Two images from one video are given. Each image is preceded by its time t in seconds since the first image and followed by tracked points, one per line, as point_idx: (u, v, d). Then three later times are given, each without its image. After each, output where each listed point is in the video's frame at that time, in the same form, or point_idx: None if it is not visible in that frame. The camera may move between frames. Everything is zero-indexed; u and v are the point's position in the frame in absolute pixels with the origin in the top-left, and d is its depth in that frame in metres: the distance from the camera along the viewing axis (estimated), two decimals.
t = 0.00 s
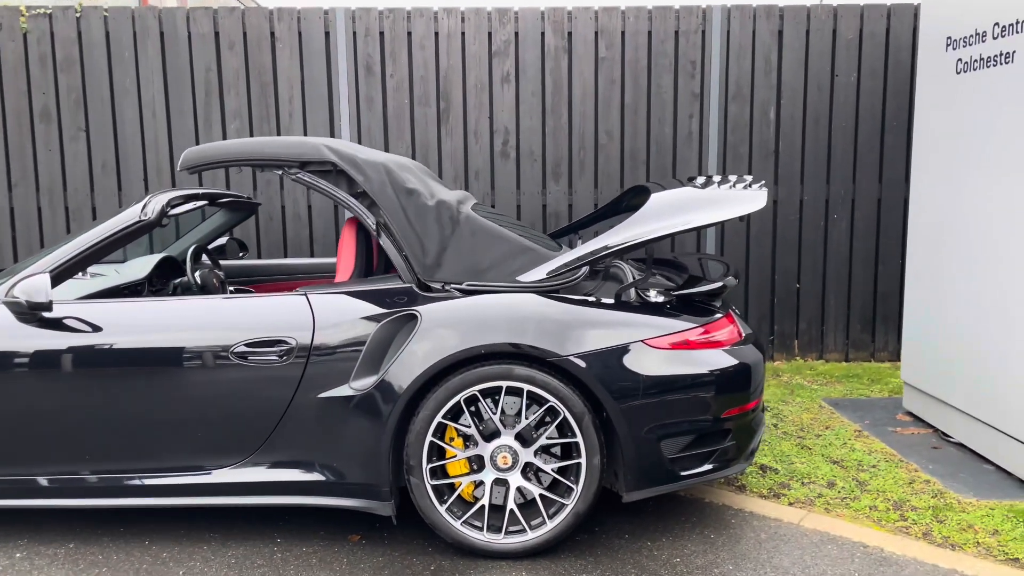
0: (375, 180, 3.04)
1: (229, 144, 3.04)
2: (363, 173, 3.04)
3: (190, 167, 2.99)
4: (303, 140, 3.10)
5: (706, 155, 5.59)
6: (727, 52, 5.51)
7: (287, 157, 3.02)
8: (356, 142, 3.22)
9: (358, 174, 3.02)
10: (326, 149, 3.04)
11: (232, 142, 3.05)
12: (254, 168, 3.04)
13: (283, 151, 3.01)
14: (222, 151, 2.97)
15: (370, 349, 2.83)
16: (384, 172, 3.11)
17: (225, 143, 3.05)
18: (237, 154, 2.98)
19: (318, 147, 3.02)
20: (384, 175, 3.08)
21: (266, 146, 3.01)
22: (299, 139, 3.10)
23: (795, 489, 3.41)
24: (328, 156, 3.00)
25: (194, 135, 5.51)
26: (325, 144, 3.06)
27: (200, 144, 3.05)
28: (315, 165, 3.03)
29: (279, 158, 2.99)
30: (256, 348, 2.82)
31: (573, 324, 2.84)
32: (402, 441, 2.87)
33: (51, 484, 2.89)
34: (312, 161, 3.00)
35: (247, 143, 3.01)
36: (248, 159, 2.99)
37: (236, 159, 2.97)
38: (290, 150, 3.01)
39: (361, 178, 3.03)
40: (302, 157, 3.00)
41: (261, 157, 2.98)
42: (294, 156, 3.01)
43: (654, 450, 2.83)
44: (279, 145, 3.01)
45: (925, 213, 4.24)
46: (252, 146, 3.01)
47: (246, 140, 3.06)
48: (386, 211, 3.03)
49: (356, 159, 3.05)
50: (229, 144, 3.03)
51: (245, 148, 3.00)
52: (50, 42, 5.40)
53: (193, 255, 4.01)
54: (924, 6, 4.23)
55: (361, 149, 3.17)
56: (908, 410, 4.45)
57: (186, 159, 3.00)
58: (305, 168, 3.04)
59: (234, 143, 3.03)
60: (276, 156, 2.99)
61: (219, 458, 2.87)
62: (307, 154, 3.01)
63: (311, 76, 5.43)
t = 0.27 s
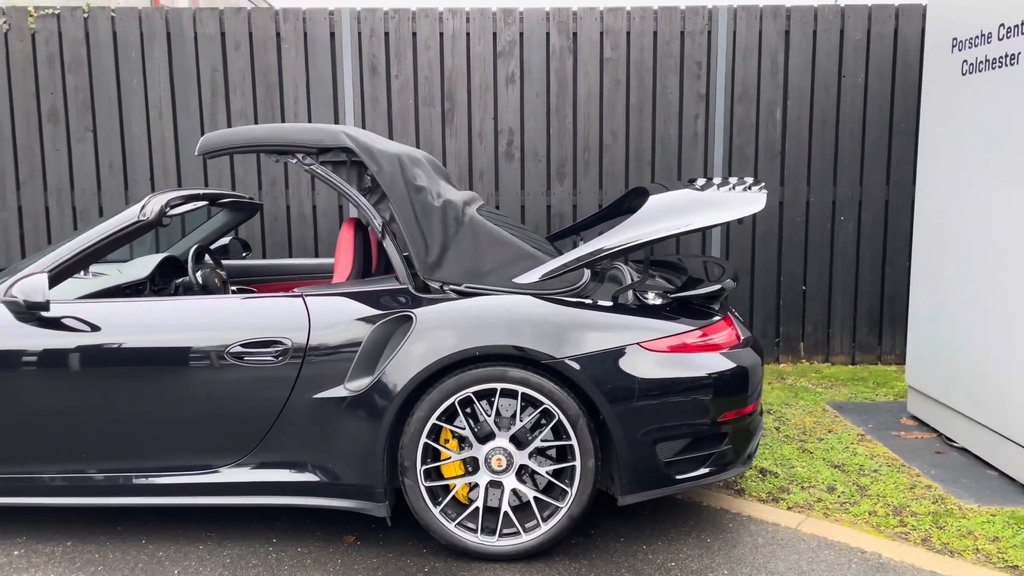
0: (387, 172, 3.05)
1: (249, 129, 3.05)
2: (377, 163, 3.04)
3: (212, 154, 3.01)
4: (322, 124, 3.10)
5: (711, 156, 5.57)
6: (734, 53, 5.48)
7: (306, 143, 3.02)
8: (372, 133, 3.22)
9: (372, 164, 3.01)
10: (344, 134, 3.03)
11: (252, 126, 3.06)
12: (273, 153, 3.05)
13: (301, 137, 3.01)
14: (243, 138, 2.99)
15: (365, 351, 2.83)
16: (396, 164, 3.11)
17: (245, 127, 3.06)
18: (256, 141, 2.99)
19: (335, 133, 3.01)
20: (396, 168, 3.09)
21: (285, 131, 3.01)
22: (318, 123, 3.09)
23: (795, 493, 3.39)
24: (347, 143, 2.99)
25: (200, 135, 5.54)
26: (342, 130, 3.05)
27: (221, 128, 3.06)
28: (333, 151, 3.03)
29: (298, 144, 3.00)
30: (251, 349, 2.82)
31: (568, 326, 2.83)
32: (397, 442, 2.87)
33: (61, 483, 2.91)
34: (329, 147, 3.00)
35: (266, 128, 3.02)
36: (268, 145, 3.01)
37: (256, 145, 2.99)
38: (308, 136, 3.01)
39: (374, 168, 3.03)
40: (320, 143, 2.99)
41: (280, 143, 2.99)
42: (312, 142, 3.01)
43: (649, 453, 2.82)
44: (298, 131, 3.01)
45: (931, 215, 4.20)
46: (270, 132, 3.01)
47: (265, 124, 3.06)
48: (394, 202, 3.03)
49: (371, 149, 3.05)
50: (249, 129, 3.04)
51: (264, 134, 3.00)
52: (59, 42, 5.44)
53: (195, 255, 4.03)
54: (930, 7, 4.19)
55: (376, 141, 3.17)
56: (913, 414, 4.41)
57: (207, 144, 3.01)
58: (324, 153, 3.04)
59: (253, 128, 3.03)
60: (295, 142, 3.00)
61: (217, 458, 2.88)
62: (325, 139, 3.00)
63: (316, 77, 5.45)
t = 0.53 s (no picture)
0: (407, 168, 3.05)
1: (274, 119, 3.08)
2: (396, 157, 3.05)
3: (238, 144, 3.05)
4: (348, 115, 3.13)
5: (721, 159, 5.54)
6: (744, 55, 5.45)
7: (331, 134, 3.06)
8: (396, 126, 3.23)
9: (393, 158, 3.02)
10: (369, 125, 3.05)
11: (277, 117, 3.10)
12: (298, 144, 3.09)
13: (327, 128, 3.05)
14: (269, 129, 3.03)
15: (364, 353, 2.84)
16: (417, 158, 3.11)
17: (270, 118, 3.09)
18: (282, 131, 3.03)
19: (361, 123, 3.03)
20: (416, 163, 3.09)
21: (310, 123, 3.05)
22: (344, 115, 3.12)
23: (797, 500, 3.36)
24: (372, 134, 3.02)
25: (211, 138, 5.58)
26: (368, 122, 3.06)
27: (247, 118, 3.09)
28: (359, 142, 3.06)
29: (323, 135, 3.03)
30: (251, 351, 2.84)
31: (566, 330, 2.82)
32: (395, 445, 2.87)
33: (78, 485, 2.93)
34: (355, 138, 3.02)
35: (291, 118, 3.05)
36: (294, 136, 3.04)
37: (282, 136, 3.03)
38: (334, 127, 3.04)
39: (394, 163, 3.03)
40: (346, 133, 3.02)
41: (306, 134, 3.03)
42: (337, 133, 3.04)
43: (647, 459, 2.81)
44: (324, 122, 3.04)
45: (941, 219, 4.15)
46: (296, 123, 3.05)
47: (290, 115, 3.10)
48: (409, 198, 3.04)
49: (394, 143, 3.05)
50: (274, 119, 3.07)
51: (289, 125, 3.04)
52: (73, 46, 5.50)
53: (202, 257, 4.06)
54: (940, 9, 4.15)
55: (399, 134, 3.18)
56: (922, 420, 4.36)
57: (232, 133, 3.04)
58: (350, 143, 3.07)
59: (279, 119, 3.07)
60: (320, 133, 3.03)
61: (217, 459, 2.89)
62: (351, 129, 3.03)
63: (326, 80, 5.48)
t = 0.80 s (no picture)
0: (430, 167, 3.08)
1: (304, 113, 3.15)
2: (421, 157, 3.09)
3: (270, 137, 3.12)
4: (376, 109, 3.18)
5: (734, 162, 5.50)
6: (757, 57, 5.40)
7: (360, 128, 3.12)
8: (425, 121, 3.26)
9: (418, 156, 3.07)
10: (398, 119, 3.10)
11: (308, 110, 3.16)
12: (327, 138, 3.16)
13: (356, 122, 3.11)
14: (300, 123, 3.09)
15: (364, 357, 2.85)
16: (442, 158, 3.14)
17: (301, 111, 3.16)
18: (312, 125, 3.09)
19: (390, 118, 3.08)
20: (440, 162, 3.12)
21: (339, 117, 3.11)
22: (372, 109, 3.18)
23: (803, 507, 3.32)
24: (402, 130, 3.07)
25: (225, 141, 5.63)
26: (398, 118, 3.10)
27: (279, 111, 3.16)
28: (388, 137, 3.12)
29: (353, 129, 3.09)
30: (252, 354, 2.86)
31: (566, 335, 2.81)
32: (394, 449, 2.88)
33: (98, 485, 2.95)
34: (384, 132, 3.08)
35: (320, 113, 3.11)
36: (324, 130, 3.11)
37: (313, 130, 3.09)
38: (363, 122, 3.10)
39: (417, 161, 3.08)
40: (375, 128, 3.08)
41: (335, 128, 3.09)
42: (367, 127, 3.10)
43: (647, 465, 2.79)
44: (352, 116, 3.10)
45: (954, 223, 4.09)
46: (326, 117, 3.11)
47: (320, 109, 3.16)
48: (428, 199, 3.09)
49: (421, 140, 3.09)
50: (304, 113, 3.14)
51: (319, 119, 3.10)
52: (90, 51, 5.58)
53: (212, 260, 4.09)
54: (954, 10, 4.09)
55: (427, 131, 3.21)
56: (936, 427, 4.30)
57: (264, 127, 3.12)
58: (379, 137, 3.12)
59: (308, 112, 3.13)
60: (349, 128, 3.09)
61: (219, 462, 2.91)
62: (380, 124, 3.09)
63: (338, 83, 5.50)
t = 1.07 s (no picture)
0: (456, 167, 3.10)
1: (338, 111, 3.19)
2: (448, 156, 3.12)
3: (305, 134, 3.18)
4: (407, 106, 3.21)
5: (749, 163, 5.45)
6: (773, 57, 5.36)
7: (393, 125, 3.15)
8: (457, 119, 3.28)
9: (446, 153, 3.09)
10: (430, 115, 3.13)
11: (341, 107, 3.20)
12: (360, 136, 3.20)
13: (389, 120, 3.15)
14: (334, 120, 3.14)
15: (368, 358, 2.86)
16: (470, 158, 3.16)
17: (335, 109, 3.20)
18: (345, 122, 3.14)
19: (422, 115, 3.12)
20: (466, 163, 3.14)
21: (372, 114, 3.14)
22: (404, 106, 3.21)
23: (813, 512, 3.28)
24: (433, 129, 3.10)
25: (242, 144, 5.68)
26: (431, 116, 3.13)
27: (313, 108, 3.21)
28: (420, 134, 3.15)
29: (385, 126, 3.13)
30: (258, 355, 2.88)
31: (569, 337, 2.80)
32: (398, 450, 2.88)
33: (119, 483, 2.98)
34: (416, 129, 3.12)
35: (354, 110, 3.15)
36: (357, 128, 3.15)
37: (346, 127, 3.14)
38: (395, 119, 3.14)
39: (445, 159, 3.11)
40: (407, 125, 3.11)
41: (368, 125, 3.13)
42: (399, 124, 3.14)
43: (650, 468, 2.77)
44: (385, 114, 3.14)
45: (972, 224, 4.02)
46: (359, 113, 3.15)
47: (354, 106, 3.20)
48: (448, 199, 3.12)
49: (450, 139, 3.11)
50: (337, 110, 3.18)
51: (352, 116, 3.14)
52: (110, 55, 5.67)
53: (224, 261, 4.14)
54: (971, 9, 4.02)
55: (458, 130, 3.23)
56: (952, 432, 4.23)
57: (299, 124, 3.17)
58: (412, 134, 3.16)
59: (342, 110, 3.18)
60: (382, 125, 3.13)
61: (226, 461, 2.93)
62: (412, 120, 3.13)
63: (352, 86, 5.53)
